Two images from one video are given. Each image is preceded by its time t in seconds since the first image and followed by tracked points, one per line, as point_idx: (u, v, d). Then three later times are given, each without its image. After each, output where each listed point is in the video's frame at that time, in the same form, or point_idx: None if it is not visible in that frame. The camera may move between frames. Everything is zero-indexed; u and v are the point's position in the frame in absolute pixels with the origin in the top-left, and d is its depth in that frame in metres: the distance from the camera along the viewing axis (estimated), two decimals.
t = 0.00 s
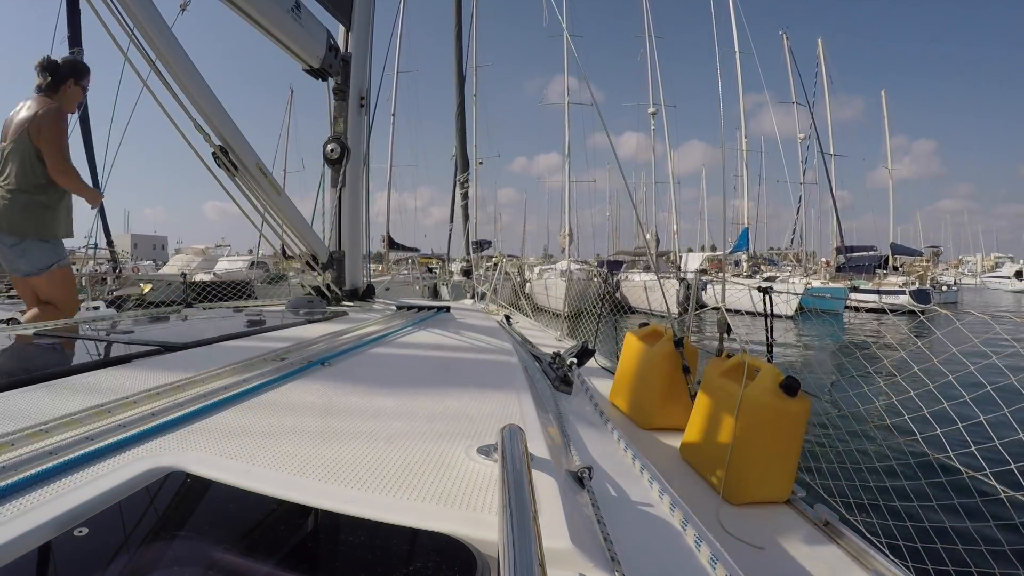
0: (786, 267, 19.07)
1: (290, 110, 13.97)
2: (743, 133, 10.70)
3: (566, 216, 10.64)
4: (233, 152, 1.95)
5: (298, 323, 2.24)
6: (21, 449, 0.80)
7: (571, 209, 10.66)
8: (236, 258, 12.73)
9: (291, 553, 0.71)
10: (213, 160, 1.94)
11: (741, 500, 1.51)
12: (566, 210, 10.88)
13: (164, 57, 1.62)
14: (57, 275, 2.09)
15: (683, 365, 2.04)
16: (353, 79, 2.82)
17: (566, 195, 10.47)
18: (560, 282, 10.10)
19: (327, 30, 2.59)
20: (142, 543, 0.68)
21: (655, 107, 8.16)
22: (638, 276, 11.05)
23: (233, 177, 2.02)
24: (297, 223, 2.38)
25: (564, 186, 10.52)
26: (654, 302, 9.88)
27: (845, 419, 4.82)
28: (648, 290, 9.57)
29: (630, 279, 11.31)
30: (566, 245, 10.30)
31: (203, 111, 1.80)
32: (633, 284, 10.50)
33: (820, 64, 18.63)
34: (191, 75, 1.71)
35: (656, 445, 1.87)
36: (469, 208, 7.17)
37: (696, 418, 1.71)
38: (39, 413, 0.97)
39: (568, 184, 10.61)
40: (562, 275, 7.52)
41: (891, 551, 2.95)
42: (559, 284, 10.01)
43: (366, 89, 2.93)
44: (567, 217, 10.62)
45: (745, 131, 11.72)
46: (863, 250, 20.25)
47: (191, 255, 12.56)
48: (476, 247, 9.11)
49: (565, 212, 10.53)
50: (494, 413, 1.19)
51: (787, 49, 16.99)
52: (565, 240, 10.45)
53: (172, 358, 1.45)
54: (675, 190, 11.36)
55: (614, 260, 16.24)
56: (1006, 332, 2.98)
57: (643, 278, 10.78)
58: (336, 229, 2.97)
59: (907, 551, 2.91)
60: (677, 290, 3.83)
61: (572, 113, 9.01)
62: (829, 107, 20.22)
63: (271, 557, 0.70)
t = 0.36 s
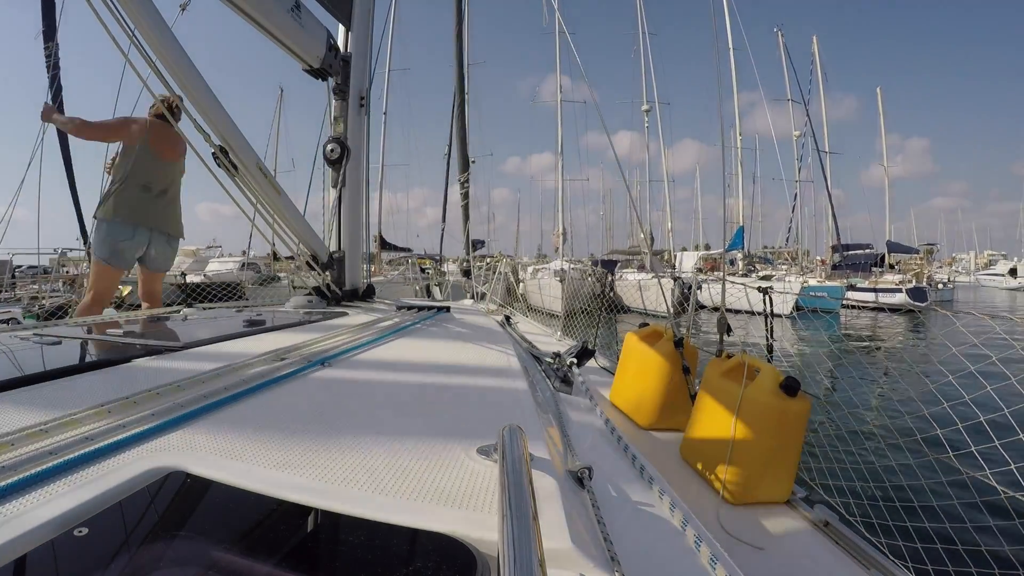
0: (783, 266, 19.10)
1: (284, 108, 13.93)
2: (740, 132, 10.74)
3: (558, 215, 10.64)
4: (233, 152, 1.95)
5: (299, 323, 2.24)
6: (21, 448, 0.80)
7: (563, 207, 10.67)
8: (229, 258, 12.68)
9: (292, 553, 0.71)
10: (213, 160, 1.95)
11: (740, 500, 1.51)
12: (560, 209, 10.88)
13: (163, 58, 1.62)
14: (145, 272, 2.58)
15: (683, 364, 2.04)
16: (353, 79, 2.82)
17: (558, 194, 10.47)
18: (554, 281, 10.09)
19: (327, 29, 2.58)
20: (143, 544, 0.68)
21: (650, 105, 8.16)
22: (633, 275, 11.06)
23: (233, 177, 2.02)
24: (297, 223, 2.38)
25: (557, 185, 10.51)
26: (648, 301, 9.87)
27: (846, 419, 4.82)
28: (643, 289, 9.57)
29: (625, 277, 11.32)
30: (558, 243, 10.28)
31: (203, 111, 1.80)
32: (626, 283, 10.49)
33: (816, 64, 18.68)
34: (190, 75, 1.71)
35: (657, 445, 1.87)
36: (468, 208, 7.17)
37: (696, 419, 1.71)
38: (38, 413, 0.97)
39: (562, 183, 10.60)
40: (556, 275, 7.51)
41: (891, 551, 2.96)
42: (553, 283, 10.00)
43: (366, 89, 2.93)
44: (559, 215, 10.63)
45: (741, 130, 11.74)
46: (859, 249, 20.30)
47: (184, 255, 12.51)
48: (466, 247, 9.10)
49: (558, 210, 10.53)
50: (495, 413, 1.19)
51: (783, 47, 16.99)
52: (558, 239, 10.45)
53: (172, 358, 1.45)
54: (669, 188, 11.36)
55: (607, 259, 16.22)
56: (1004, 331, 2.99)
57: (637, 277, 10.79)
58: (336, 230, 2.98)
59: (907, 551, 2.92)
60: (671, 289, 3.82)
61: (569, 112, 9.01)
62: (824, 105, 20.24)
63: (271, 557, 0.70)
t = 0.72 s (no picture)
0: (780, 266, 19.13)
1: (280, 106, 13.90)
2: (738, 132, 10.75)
3: (553, 214, 10.65)
4: (233, 153, 1.96)
5: (299, 323, 2.24)
6: (21, 449, 0.80)
7: (558, 206, 10.67)
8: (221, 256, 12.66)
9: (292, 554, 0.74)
10: (213, 160, 1.95)
11: (740, 500, 1.51)
12: (555, 208, 10.88)
13: (163, 58, 1.62)
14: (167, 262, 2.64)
15: (683, 364, 2.04)
16: (353, 79, 2.82)
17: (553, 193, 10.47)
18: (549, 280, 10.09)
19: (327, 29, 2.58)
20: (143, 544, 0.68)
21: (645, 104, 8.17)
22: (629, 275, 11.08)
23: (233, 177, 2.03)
24: (297, 223, 2.38)
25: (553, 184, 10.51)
26: (644, 301, 9.87)
27: (846, 419, 4.82)
28: (639, 288, 9.57)
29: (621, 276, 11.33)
30: (552, 242, 10.27)
31: (203, 111, 1.80)
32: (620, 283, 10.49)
33: (814, 63, 18.71)
34: (190, 76, 1.71)
35: (657, 445, 1.87)
36: (468, 207, 7.17)
37: (696, 419, 1.71)
38: (38, 413, 0.97)
39: (557, 182, 10.60)
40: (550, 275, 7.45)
41: (892, 551, 2.96)
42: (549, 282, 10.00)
43: (366, 89, 2.93)
44: (554, 214, 10.63)
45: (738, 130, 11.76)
46: (857, 249, 20.32)
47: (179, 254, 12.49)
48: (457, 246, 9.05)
49: (552, 209, 10.53)
50: (495, 412, 1.19)
51: (780, 45, 16.99)
52: (553, 238, 10.47)
53: (173, 358, 1.45)
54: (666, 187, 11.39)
55: (602, 258, 16.22)
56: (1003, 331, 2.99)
57: (632, 276, 10.81)
58: (336, 230, 2.98)
59: (907, 551, 2.92)
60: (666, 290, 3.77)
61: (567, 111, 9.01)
62: (820, 105, 20.27)
63: (271, 558, 0.73)
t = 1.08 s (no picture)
0: (778, 267, 19.16)
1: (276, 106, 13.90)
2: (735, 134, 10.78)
3: (550, 215, 10.63)
4: (233, 152, 1.95)
5: (299, 323, 2.23)
6: (20, 448, 0.80)
7: (554, 207, 10.66)
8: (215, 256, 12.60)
9: (292, 553, 0.74)
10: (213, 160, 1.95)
11: (740, 500, 1.51)
12: (552, 208, 10.86)
13: (162, 58, 1.62)
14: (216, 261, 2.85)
15: (683, 365, 2.05)
16: (353, 79, 2.82)
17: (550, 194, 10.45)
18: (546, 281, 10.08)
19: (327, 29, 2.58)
20: (143, 543, 0.69)
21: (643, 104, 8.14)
22: (626, 276, 11.08)
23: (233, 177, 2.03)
24: (297, 223, 2.38)
25: (550, 185, 10.50)
26: (641, 302, 9.89)
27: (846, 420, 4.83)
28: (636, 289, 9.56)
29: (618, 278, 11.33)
30: (549, 243, 10.26)
31: (203, 111, 1.80)
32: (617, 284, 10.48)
33: (812, 65, 18.74)
34: (189, 76, 1.71)
35: (657, 446, 1.87)
36: (468, 208, 7.17)
37: (696, 419, 1.71)
38: (38, 414, 0.96)
39: (555, 183, 10.58)
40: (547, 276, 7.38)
41: (891, 551, 2.97)
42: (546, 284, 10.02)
43: (366, 89, 2.93)
44: (551, 215, 10.62)
45: (736, 131, 11.78)
46: (854, 251, 20.34)
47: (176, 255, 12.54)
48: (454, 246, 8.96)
49: (549, 210, 10.51)
50: (495, 413, 1.19)
51: (778, 47, 16.98)
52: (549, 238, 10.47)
53: (172, 358, 1.45)
54: (663, 188, 11.39)
55: (599, 259, 16.28)
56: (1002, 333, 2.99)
57: (630, 277, 10.80)
58: (336, 230, 2.98)
59: (906, 551, 2.93)
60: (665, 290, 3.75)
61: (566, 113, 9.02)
62: (818, 107, 20.27)
63: (271, 558, 0.73)
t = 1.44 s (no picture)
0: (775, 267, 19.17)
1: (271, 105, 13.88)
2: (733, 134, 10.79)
3: (547, 215, 10.63)
4: (233, 153, 1.95)
5: (298, 323, 2.23)
6: (20, 448, 0.80)
7: (551, 207, 10.67)
8: (210, 255, 12.60)
9: (291, 553, 0.75)
10: (213, 160, 1.95)
11: (740, 500, 1.51)
12: (549, 208, 10.86)
13: (162, 58, 1.62)
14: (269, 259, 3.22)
15: (683, 364, 2.05)
16: (353, 79, 2.82)
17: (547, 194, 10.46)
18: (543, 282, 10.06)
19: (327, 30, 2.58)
20: (143, 543, 0.69)
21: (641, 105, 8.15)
22: (623, 277, 11.10)
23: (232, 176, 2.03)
24: (297, 223, 2.38)
25: (547, 185, 10.50)
26: (639, 302, 9.89)
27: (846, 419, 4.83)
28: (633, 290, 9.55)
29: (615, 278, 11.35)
30: (546, 243, 10.25)
31: (202, 111, 1.80)
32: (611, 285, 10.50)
33: (810, 65, 18.74)
34: (189, 76, 1.71)
35: (656, 445, 1.87)
36: (468, 208, 7.16)
37: (696, 419, 1.71)
38: (37, 414, 0.96)
39: (552, 183, 10.59)
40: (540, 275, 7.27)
41: (891, 551, 2.97)
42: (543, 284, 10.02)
43: (366, 89, 2.93)
44: (548, 215, 10.62)
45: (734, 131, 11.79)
46: (853, 251, 20.34)
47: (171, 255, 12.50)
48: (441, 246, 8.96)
49: (546, 210, 10.51)
50: (495, 413, 1.19)
51: (776, 47, 16.98)
52: (546, 238, 10.48)
53: (172, 358, 1.45)
54: (661, 188, 11.39)
55: (595, 259, 16.29)
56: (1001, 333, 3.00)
57: (627, 278, 10.82)
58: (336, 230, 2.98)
59: (906, 551, 2.93)
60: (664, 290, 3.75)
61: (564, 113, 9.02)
62: (817, 107, 20.28)
63: (271, 557, 0.74)
